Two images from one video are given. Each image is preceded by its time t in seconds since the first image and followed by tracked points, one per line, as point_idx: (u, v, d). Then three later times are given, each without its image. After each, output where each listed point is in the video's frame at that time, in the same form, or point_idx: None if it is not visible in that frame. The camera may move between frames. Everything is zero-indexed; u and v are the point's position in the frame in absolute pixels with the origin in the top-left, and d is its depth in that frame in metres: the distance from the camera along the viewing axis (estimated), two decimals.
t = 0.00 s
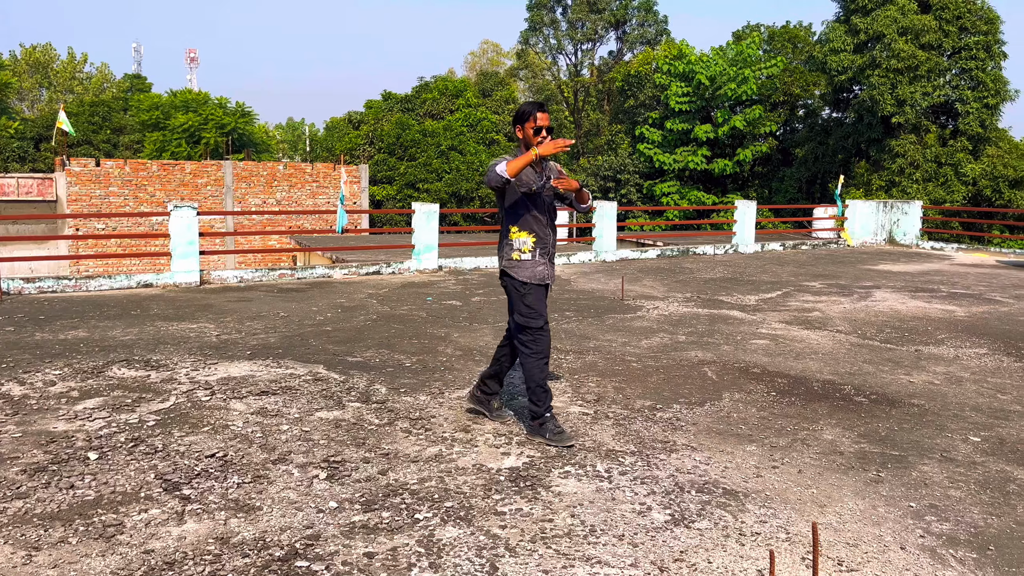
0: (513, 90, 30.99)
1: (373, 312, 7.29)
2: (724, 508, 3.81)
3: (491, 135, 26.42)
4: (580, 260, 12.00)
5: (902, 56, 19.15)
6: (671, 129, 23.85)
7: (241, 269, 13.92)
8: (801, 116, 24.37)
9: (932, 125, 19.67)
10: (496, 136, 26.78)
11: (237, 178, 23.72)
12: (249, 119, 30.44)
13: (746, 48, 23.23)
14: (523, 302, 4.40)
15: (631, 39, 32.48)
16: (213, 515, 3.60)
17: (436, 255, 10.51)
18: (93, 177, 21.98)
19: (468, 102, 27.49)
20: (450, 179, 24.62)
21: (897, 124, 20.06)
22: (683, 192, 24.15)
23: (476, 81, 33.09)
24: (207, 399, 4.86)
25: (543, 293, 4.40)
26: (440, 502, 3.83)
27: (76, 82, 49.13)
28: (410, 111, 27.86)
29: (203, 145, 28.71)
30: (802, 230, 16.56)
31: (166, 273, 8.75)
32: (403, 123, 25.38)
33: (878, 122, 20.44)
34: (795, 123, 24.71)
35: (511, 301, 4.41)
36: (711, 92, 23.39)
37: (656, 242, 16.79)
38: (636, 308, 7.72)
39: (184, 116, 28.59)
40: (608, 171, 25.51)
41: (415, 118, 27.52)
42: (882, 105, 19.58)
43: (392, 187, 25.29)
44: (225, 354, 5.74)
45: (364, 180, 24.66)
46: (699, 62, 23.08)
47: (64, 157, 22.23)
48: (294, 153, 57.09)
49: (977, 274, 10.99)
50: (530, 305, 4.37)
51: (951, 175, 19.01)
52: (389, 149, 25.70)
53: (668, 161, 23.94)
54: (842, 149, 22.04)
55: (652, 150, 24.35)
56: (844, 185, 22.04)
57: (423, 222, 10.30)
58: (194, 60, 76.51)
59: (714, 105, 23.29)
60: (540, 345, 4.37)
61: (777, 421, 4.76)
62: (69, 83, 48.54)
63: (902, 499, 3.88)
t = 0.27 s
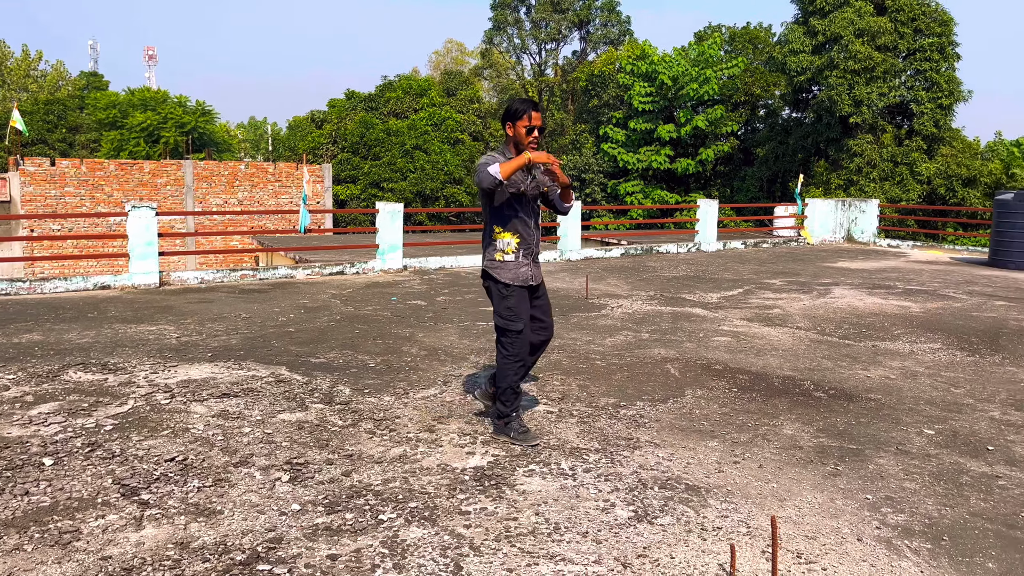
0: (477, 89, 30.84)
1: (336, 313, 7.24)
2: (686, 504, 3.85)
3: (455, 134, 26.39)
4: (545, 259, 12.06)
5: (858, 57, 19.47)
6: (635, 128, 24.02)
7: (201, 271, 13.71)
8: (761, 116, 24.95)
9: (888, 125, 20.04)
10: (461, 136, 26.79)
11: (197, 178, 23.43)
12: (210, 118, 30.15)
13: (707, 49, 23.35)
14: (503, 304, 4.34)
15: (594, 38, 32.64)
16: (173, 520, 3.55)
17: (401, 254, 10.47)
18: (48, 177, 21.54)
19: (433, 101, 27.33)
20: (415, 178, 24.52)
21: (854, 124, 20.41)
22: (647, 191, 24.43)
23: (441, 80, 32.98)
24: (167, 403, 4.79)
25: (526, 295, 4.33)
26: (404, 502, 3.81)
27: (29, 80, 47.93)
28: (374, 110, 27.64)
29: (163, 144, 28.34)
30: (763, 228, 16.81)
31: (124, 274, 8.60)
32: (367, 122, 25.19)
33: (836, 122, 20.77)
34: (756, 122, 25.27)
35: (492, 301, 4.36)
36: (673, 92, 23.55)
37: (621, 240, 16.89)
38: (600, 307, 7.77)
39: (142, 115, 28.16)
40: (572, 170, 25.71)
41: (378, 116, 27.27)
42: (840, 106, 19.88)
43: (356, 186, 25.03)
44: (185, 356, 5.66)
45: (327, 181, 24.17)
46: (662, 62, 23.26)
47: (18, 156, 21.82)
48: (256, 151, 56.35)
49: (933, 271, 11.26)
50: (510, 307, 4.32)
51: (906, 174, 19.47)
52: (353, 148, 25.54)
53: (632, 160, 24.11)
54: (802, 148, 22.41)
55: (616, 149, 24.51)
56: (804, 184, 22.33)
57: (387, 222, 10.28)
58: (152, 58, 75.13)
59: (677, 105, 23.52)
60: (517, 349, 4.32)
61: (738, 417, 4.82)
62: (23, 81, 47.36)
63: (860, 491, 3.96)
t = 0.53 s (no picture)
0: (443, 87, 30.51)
1: (301, 313, 7.18)
2: (651, 500, 3.88)
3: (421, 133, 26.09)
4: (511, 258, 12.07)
5: (819, 58, 19.73)
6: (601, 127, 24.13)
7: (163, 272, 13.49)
8: (724, 116, 25.06)
9: (848, 125, 20.50)
10: (426, 134, 26.46)
11: (157, 177, 23.12)
12: (170, 116, 29.87)
13: (672, 49, 23.49)
14: (486, 304, 4.33)
15: (560, 37, 32.71)
16: (133, 524, 3.49)
17: (366, 253, 10.42)
18: (3, 176, 21.05)
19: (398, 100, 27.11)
20: (380, 177, 24.39)
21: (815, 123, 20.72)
22: (613, 190, 24.62)
23: (406, 78, 32.79)
24: (127, 405, 4.72)
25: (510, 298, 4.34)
26: (369, 503, 3.79)
27: None
28: (339, 108, 27.35)
29: (122, 142, 27.98)
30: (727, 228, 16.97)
31: (82, 275, 8.44)
32: (332, 120, 24.97)
33: (797, 121, 21.07)
34: (720, 122, 25.50)
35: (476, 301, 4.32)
36: (639, 91, 23.73)
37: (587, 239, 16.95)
38: (566, 305, 7.80)
39: (101, 113, 27.72)
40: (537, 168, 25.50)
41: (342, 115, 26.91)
42: (801, 105, 20.14)
43: (320, 186, 24.83)
44: (146, 358, 5.57)
45: (291, 178, 24.38)
46: (627, 62, 23.44)
47: None
48: (218, 150, 55.51)
49: (894, 268, 11.49)
50: (492, 308, 4.31)
51: (867, 173, 19.94)
52: (318, 147, 25.33)
53: (598, 160, 24.26)
54: (764, 147, 22.69)
55: (582, 148, 24.63)
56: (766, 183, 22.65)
57: (351, 221, 10.22)
58: (109, 54, 73.48)
59: (642, 104, 23.67)
60: (489, 350, 4.34)
61: (702, 413, 4.88)
62: None
63: (821, 485, 4.02)
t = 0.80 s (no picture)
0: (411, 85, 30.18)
1: (268, 313, 7.12)
2: (620, 497, 3.91)
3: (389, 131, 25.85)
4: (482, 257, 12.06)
5: (785, 58, 20.08)
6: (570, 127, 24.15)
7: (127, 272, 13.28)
8: (693, 115, 25.54)
9: (814, 125, 20.71)
10: (395, 133, 26.22)
11: (121, 176, 22.75)
12: (134, 114, 29.61)
13: (640, 48, 23.62)
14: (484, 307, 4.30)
15: (529, 37, 32.80)
16: (95, 529, 3.43)
17: (335, 253, 10.35)
18: None
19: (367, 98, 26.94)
20: (349, 176, 24.24)
21: (782, 123, 20.97)
22: (582, 189, 24.74)
23: (375, 77, 32.56)
24: (89, 408, 4.64)
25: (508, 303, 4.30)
26: (337, 504, 3.76)
27: None
28: (306, 106, 27.03)
29: (84, 140, 27.55)
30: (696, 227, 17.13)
31: (43, 275, 8.28)
32: (299, 119, 24.75)
33: (764, 121, 21.32)
34: (688, 121, 25.84)
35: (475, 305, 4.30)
36: (608, 91, 23.84)
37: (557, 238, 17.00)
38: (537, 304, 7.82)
39: (62, 111, 27.27)
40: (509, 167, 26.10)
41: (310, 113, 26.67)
42: (767, 105, 20.42)
43: (288, 184, 24.59)
44: (109, 360, 5.49)
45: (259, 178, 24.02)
46: (596, 61, 23.56)
47: None
48: (183, 149, 54.77)
49: (859, 265, 11.68)
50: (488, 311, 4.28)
51: (831, 172, 20.25)
52: (286, 145, 25.11)
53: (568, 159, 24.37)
54: (732, 146, 22.95)
55: (551, 147, 24.70)
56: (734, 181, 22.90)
57: (320, 220, 10.15)
58: (71, 51, 72.21)
59: (611, 103, 23.77)
60: (479, 353, 4.30)
61: (670, 410, 4.92)
62: None
63: (786, 480, 4.08)
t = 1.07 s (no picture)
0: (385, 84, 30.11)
1: (239, 313, 7.04)
2: (593, 494, 3.93)
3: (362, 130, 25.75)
4: (455, 256, 12.05)
5: (756, 58, 20.28)
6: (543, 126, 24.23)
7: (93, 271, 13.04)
8: (665, 114, 25.68)
9: (784, 124, 21.03)
10: (368, 131, 26.11)
11: (88, 174, 22.39)
12: (102, 111, 29.41)
13: (612, 47, 23.86)
14: (506, 303, 4.33)
15: (502, 36, 32.88)
16: (63, 532, 3.38)
17: (307, 252, 10.28)
18: None
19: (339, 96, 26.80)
20: (321, 174, 24.04)
21: (753, 123, 21.20)
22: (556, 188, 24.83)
23: (347, 75, 32.37)
24: (56, 410, 4.56)
25: (528, 296, 4.34)
26: (311, 504, 3.74)
27: None
28: (278, 104, 26.75)
29: (50, 138, 27.04)
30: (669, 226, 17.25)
31: (8, 275, 8.12)
32: (270, 116, 24.51)
33: (735, 120, 21.53)
34: (660, 121, 25.99)
35: (496, 299, 4.34)
36: (581, 90, 23.91)
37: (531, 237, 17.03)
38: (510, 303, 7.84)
39: (27, 108, 26.76)
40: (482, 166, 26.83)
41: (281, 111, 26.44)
42: (738, 105, 20.62)
43: (259, 183, 24.34)
44: (76, 361, 5.40)
45: (228, 176, 24.22)
46: (568, 60, 23.49)
47: None
48: (151, 147, 54.04)
49: (828, 263, 11.84)
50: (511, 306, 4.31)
51: (801, 171, 20.53)
52: (257, 144, 24.86)
53: (541, 158, 24.46)
54: (704, 145, 23.19)
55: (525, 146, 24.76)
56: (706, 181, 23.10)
57: (292, 219, 10.08)
58: (36, 47, 70.94)
59: (584, 103, 23.85)
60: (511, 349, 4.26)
61: (644, 407, 4.96)
62: None
63: (758, 476, 4.12)
